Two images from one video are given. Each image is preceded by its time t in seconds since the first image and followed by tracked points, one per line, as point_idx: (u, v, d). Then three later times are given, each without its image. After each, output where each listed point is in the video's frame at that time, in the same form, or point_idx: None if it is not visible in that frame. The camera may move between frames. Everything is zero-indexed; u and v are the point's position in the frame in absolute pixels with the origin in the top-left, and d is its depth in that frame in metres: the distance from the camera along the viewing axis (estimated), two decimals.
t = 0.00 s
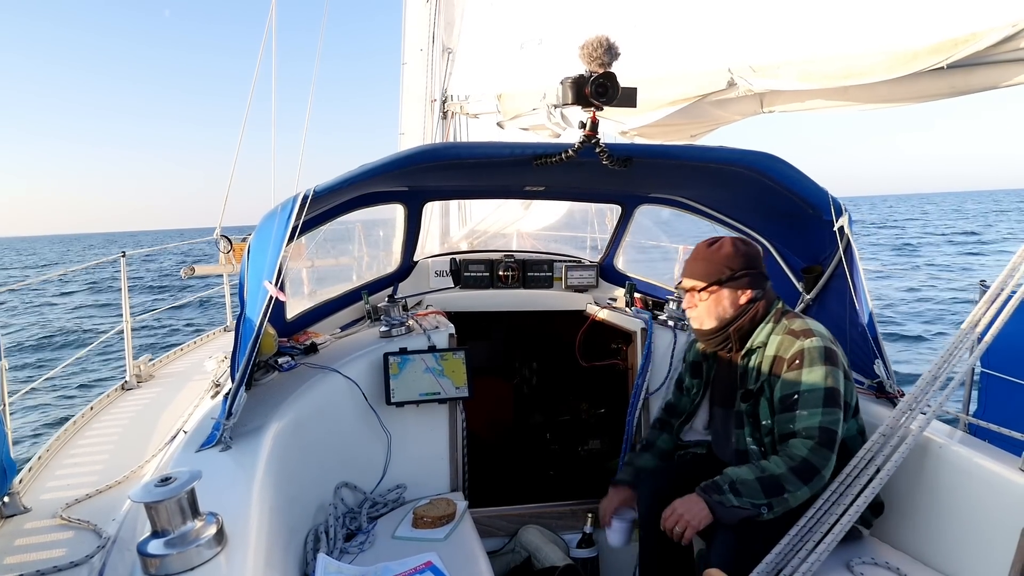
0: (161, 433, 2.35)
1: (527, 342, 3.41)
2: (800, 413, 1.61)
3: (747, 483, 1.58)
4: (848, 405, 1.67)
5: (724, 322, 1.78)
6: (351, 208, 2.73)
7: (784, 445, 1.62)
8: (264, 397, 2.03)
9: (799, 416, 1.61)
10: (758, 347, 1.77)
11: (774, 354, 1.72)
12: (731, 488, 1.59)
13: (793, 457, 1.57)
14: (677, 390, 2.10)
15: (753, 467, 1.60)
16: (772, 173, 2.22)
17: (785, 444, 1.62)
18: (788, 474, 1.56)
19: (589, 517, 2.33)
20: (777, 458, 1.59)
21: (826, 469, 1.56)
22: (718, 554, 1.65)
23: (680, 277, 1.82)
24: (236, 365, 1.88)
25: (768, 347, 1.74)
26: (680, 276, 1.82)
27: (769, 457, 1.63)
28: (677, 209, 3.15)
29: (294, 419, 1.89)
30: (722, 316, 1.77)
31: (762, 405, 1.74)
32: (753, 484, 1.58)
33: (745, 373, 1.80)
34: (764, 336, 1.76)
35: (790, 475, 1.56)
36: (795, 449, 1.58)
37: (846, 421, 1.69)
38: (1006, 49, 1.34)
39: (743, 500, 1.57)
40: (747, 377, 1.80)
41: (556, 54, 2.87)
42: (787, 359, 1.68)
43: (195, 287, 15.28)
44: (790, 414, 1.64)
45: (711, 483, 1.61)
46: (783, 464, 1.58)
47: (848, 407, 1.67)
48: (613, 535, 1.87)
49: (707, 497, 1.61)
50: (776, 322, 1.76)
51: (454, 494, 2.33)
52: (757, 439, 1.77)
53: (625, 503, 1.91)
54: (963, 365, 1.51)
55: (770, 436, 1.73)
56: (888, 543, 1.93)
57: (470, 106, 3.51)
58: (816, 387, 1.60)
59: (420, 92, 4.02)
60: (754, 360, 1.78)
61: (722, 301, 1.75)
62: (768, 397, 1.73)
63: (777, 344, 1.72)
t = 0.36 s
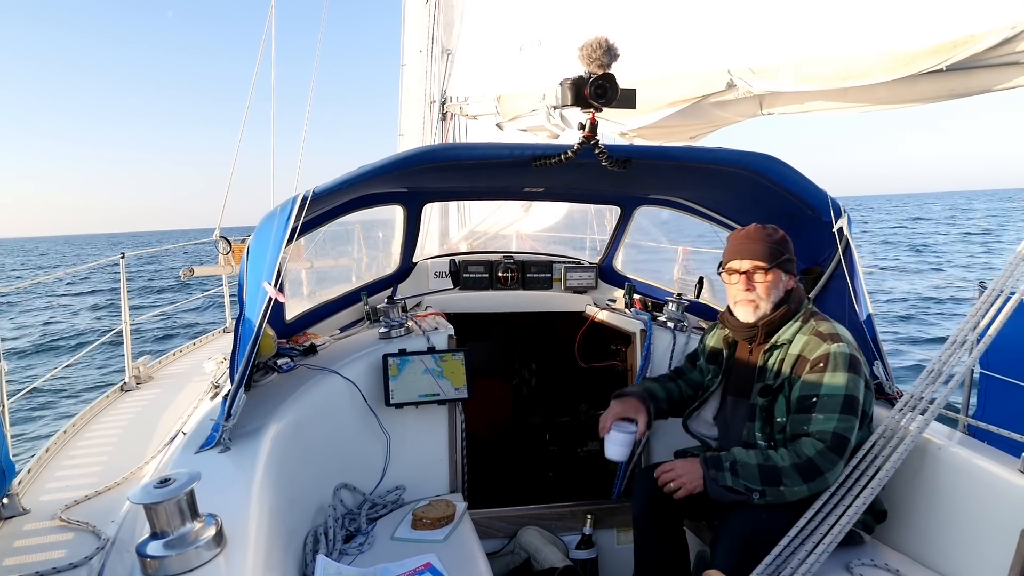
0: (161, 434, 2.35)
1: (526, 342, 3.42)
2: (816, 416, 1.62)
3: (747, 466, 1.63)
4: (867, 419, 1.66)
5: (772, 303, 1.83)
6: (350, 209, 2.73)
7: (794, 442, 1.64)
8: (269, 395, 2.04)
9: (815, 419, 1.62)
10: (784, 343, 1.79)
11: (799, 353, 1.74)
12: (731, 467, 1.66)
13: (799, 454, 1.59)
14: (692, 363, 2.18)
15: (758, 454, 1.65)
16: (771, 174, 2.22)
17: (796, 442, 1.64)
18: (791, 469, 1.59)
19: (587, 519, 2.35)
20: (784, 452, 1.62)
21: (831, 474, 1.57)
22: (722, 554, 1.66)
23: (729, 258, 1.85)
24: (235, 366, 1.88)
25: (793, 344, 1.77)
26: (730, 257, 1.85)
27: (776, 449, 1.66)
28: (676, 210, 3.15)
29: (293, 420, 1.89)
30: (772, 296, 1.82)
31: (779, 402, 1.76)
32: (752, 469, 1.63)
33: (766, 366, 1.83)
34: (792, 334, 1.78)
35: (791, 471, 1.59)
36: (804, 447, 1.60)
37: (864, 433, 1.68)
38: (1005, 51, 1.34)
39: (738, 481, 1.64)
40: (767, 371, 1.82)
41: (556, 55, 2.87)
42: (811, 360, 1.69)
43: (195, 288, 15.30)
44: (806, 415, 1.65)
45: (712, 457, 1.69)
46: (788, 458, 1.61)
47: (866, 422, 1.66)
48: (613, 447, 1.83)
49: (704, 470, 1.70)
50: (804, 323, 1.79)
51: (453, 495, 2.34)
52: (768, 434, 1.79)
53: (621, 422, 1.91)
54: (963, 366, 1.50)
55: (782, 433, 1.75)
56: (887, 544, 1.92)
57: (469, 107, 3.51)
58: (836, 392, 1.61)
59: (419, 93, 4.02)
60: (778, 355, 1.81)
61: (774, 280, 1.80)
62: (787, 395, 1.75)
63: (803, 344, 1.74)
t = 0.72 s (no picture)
0: (163, 434, 2.35)
1: (526, 342, 3.42)
2: (836, 413, 1.64)
3: (763, 452, 1.67)
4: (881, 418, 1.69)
5: (800, 299, 1.83)
6: (352, 209, 2.73)
7: (811, 436, 1.67)
8: (273, 394, 2.05)
9: (834, 416, 1.64)
10: (801, 341, 1.81)
11: (817, 352, 1.76)
12: (747, 452, 1.70)
13: (815, 446, 1.62)
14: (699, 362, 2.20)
15: (775, 442, 1.67)
16: (773, 174, 2.21)
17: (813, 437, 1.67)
18: (806, 461, 1.62)
19: (588, 519, 2.35)
20: (801, 444, 1.65)
21: (845, 470, 1.60)
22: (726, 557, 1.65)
23: (759, 258, 1.82)
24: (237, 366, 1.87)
25: (810, 343, 1.79)
26: (760, 257, 1.82)
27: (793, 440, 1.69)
28: (678, 210, 3.15)
29: (295, 420, 1.89)
30: (800, 293, 1.83)
31: (797, 399, 1.78)
32: (768, 456, 1.66)
33: (781, 363, 1.86)
34: (809, 332, 1.81)
35: (806, 461, 1.62)
36: (822, 440, 1.62)
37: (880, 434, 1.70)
38: (1007, 51, 1.34)
39: (753, 465, 1.68)
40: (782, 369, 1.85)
41: (557, 55, 2.87)
42: (830, 359, 1.71)
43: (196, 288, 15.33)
44: (826, 412, 1.67)
45: (732, 439, 1.73)
46: (805, 450, 1.63)
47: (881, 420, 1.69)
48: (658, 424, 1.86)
49: (722, 450, 1.74)
50: (821, 321, 1.81)
51: (454, 495, 2.34)
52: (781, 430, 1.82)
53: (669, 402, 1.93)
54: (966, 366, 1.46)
55: (796, 429, 1.78)
56: (889, 545, 1.92)
57: (470, 107, 3.52)
58: (855, 390, 1.63)
59: (420, 93, 4.02)
60: (794, 352, 1.83)
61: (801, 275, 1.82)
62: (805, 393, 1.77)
63: (822, 343, 1.76)
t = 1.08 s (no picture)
0: (166, 434, 2.35)
1: (529, 342, 3.43)
2: (847, 407, 1.64)
3: (780, 454, 1.64)
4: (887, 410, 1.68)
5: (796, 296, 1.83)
6: (354, 209, 2.73)
7: (824, 432, 1.65)
8: (276, 394, 2.05)
9: (846, 411, 1.63)
10: (800, 337, 1.81)
11: (819, 347, 1.76)
12: (764, 454, 1.66)
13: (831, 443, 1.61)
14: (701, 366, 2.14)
15: (791, 443, 1.65)
16: (776, 174, 2.21)
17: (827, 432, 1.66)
18: (823, 460, 1.61)
19: (592, 518, 2.34)
20: (817, 442, 1.63)
21: (862, 464, 1.59)
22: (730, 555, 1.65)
23: (753, 255, 1.81)
24: (240, 365, 1.87)
25: (810, 338, 1.79)
26: (754, 255, 1.81)
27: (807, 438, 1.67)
28: (681, 210, 3.15)
29: (299, 419, 1.90)
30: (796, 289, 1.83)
31: (804, 394, 1.78)
32: (785, 458, 1.64)
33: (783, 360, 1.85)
34: (807, 327, 1.80)
35: (824, 459, 1.60)
36: (838, 437, 1.60)
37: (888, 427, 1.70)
38: (1010, 50, 1.33)
39: (770, 468, 1.65)
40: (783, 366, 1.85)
41: (560, 55, 2.87)
42: (834, 352, 1.71)
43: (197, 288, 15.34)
44: (836, 407, 1.66)
45: (748, 442, 1.69)
46: (822, 448, 1.61)
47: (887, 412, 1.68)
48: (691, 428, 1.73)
49: (739, 453, 1.70)
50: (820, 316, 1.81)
51: (457, 495, 2.34)
52: (789, 426, 1.80)
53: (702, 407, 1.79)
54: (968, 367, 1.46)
55: (805, 425, 1.77)
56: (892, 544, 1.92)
57: (473, 107, 3.51)
58: (864, 383, 1.63)
59: (422, 94, 4.02)
60: (794, 349, 1.82)
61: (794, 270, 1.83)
62: (811, 388, 1.77)
63: (822, 338, 1.76)
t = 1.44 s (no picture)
0: (167, 434, 2.35)
1: (530, 343, 3.43)
2: (802, 425, 1.64)
3: (757, 480, 1.63)
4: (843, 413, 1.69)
5: (719, 319, 1.83)
6: (355, 210, 2.73)
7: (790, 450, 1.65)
8: (278, 394, 2.05)
9: (803, 429, 1.63)
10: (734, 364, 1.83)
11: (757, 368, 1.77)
12: (740, 483, 1.65)
13: (801, 462, 1.60)
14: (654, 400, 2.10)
15: (765, 467, 1.64)
16: (778, 174, 2.21)
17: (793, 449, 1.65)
18: (799, 477, 1.60)
19: (592, 519, 2.33)
20: (789, 460, 1.62)
21: (837, 475, 1.58)
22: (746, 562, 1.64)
23: (669, 293, 1.79)
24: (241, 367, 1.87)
25: (744, 361, 1.80)
26: (670, 290, 1.78)
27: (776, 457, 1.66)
28: (682, 210, 3.15)
29: (300, 420, 1.90)
30: (717, 313, 1.82)
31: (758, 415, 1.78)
32: (762, 483, 1.63)
33: (727, 390, 1.87)
34: (737, 351, 1.83)
35: (800, 478, 1.59)
36: (806, 454, 1.60)
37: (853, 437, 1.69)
38: (1012, 50, 1.33)
39: (749, 495, 1.64)
40: (731, 395, 1.86)
41: (561, 55, 2.87)
42: (771, 372, 1.74)
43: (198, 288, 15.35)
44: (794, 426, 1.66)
45: (723, 472, 1.67)
46: (794, 467, 1.60)
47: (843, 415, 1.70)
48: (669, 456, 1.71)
49: (716, 484, 1.67)
50: (748, 335, 1.81)
51: (458, 495, 2.34)
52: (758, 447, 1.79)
53: (676, 439, 1.78)
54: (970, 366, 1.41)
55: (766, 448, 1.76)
56: (895, 545, 1.92)
57: (474, 107, 3.51)
58: (810, 397, 1.64)
59: (424, 94, 4.02)
60: (733, 377, 1.85)
61: (714, 295, 1.80)
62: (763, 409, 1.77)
63: (756, 359, 1.77)
